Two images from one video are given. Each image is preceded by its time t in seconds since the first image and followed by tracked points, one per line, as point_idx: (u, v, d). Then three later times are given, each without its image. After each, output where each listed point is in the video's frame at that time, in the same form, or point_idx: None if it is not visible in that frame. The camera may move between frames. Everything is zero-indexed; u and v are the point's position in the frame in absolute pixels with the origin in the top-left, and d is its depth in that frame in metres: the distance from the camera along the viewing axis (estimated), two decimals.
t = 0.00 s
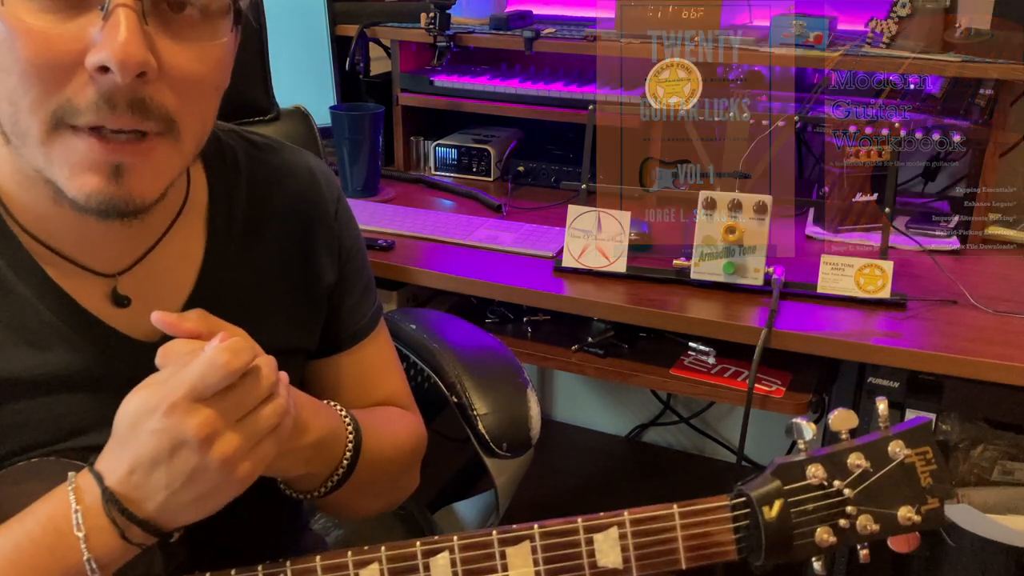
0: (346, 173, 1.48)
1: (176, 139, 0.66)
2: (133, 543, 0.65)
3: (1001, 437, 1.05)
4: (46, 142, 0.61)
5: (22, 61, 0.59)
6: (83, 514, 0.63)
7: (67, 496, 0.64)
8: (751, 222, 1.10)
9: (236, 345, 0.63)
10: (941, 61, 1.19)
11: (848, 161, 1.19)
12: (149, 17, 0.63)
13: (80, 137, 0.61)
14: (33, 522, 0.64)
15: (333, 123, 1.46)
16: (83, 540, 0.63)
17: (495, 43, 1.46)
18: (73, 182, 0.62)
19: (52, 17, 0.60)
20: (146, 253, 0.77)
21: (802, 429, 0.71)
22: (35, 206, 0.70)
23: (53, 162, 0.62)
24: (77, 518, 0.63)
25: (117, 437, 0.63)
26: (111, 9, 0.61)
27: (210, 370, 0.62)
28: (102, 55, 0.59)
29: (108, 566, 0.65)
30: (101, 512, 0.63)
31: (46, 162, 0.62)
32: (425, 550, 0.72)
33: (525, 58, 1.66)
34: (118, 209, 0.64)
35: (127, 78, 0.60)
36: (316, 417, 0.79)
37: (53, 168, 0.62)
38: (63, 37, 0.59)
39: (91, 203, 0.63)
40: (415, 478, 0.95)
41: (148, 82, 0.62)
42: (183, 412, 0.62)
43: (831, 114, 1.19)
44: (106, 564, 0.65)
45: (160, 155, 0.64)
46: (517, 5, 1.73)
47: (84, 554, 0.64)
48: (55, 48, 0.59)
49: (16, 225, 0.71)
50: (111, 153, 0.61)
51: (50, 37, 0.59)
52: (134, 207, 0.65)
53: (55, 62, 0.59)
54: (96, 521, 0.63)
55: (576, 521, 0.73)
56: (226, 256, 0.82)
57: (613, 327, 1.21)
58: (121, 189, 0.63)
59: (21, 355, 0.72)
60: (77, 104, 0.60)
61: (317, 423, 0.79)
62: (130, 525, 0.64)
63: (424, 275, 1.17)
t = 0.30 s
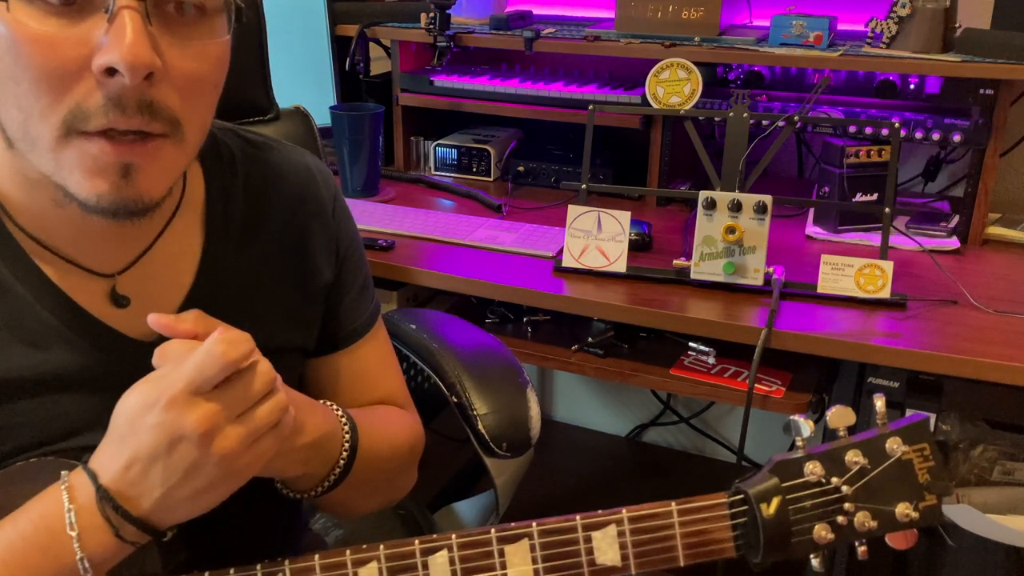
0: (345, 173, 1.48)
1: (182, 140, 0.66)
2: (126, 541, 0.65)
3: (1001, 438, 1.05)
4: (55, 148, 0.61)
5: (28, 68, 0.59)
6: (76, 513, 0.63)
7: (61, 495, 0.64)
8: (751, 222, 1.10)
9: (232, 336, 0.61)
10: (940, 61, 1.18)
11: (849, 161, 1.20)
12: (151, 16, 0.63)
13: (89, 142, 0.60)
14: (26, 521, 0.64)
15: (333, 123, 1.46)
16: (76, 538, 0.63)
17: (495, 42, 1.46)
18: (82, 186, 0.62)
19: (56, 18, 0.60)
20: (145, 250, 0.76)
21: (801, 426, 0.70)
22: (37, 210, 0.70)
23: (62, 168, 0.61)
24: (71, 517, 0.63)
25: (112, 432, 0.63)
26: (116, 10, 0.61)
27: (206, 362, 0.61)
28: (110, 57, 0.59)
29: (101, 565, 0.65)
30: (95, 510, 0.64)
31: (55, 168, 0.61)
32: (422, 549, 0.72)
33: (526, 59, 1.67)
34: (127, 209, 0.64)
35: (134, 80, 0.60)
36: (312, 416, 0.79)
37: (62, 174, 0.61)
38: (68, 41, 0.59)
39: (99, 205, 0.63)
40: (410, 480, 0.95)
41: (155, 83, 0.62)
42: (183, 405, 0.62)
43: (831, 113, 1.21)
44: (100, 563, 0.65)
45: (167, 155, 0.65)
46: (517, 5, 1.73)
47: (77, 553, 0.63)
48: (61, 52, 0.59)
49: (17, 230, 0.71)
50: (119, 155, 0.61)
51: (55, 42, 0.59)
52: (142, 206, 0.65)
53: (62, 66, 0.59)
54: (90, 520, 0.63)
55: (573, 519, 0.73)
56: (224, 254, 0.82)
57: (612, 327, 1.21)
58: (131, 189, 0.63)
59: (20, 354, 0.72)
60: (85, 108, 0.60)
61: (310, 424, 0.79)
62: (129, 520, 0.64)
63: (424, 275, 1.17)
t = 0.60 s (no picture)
0: (345, 173, 1.48)
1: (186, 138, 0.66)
2: (125, 543, 0.65)
3: (1000, 437, 1.05)
4: (64, 152, 0.60)
5: (35, 71, 0.59)
6: (74, 515, 0.64)
7: (59, 498, 0.64)
8: (751, 222, 1.10)
9: (234, 335, 0.61)
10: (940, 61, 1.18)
11: (849, 161, 1.20)
12: (154, 18, 0.63)
13: (97, 144, 0.60)
14: (25, 524, 0.64)
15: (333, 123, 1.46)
16: (74, 541, 0.63)
17: (495, 42, 1.46)
18: (90, 188, 0.62)
19: (58, 19, 0.60)
20: (144, 247, 0.77)
21: (807, 434, 0.70)
22: (40, 212, 0.70)
23: (70, 171, 0.61)
24: (69, 519, 0.63)
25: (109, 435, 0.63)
26: (119, 12, 0.61)
27: (210, 363, 0.61)
28: (116, 59, 0.59)
29: (100, 567, 0.65)
30: (93, 512, 0.64)
31: (62, 172, 0.61)
32: (422, 556, 0.72)
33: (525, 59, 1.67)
34: (135, 211, 0.64)
35: (140, 81, 0.61)
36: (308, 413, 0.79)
37: (71, 177, 0.61)
38: (73, 44, 0.59)
39: (104, 207, 0.63)
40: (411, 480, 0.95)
41: (160, 84, 0.62)
42: (182, 406, 0.62)
43: (831, 114, 1.21)
44: (98, 565, 0.65)
45: (172, 154, 0.65)
46: (517, 5, 1.73)
47: (76, 555, 0.64)
48: (67, 55, 0.59)
49: (19, 232, 0.71)
50: (126, 156, 0.61)
51: (60, 46, 0.59)
52: (148, 206, 0.65)
53: (69, 69, 0.59)
54: (90, 521, 0.64)
55: (577, 528, 0.73)
56: (224, 250, 0.82)
57: (613, 327, 1.22)
58: (138, 189, 0.63)
59: (20, 354, 0.72)
60: (94, 111, 0.60)
61: (307, 425, 0.79)
62: (131, 520, 0.64)
63: (424, 275, 1.17)
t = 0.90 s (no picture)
0: (346, 173, 1.48)
1: (155, 127, 0.65)
2: None
3: (1001, 438, 1.04)
4: (27, 142, 0.60)
5: None
6: (71, 547, 0.64)
7: (60, 527, 0.65)
8: (751, 222, 1.10)
9: (248, 398, 0.61)
10: (940, 61, 1.18)
11: (849, 161, 1.20)
12: (106, 5, 0.61)
13: (58, 136, 0.60)
14: (26, 553, 0.64)
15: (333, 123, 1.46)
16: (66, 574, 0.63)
17: (495, 42, 1.46)
18: (58, 181, 0.61)
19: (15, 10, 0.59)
20: (140, 248, 0.77)
21: (808, 434, 0.71)
22: (31, 209, 0.71)
23: (39, 163, 0.61)
24: (65, 551, 0.63)
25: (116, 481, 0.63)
26: None
27: (214, 416, 0.61)
28: (64, 47, 0.58)
29: None
30: (88, 548, 0.64)
31: (32, 164, 0.61)
32: (421, 556, 0.72)
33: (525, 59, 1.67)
34: (108, 203, 0.63)
35: (91, 68, 0.59)
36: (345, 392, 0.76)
37: (39, 169, 0.61)
38: (24, 33, 0.59)
39: (79, 199, 0.62)
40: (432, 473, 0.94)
41: (117, 71, 0.61)
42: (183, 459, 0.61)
43: (831, 114, 1.21)
44: None
45: (143, 144, 0.63)
46: (518, 5, 1.73)
47: None
48: (20, 45, 0.59)
49: (18, 232, 0.72)
50: (88, 147, 0.60)
51: (11, 40, 0.59)
52: (122, 198, 0.64)
53: (25, 59, 0.59)
54: (82, 557, 0.63)
55: (575, 528, 0.72)
56: (221, 253, 0.82)
57: (613, 328, 1.21)
58: (108, 182, 0.62)
59: (20, 354, 0.72)
60: (48, 101, 0.59)
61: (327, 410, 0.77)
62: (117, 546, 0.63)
63: (424, 275, 1.17)
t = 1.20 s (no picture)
0: (346, 173, 1.48)
1: (108, 121, 0.64)
2: None
3: (1001, 438, 1.03)
4: None
5: None
6: (68, 540, 0.64)
7: (57, 522, 0.65)
8: (751, 222, 1.10)
9: (239, 385, 0.63)
10: (940, 61, 1.18)
11: (849, 161, 1.20)
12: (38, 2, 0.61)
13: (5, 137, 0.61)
14: (23, 548, 0.64)
15: (333, 123, 1.46)
16: (62, 569, 0.63)
17: (495, 42, 1.46)
18: (20, 179, 0.62)
19: None
20: (130, 243, 0.77)
21: (805, 425, 0.70)
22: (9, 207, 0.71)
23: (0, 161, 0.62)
24: (62, 545, 0.64)
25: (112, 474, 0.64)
26: None
27: (208, 406, 0.62)
28: None
29: None
30: (86, 541, 0.64)
31: None
32: (418, 550, 0.72)
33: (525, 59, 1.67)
34: (67, 198, 0.64)
35: (26, 69, 0.59)
36: (448, 374, 0.77)
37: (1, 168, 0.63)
38: None
39: (40, 195, 0.63)
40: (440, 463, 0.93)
41: (56, 69, 0.61)
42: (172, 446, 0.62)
43: (831, 114, 1.21)
44: None
45: (97, 141, 0.64)
46: (518, 5, 1.73)
47: None
48: None
49: (9, 233, 0.72)
50: (36, 145, 0.61)
51: None
52: (81, 194, 0.64)
53: None
54: (80, 549, 0.64)
55: (572, 521, 0.73)
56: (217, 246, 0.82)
57: (612, 328, 1.22)
58: (63, 179, 0.63)
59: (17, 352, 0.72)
60: None
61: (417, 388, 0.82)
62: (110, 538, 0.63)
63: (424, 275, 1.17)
